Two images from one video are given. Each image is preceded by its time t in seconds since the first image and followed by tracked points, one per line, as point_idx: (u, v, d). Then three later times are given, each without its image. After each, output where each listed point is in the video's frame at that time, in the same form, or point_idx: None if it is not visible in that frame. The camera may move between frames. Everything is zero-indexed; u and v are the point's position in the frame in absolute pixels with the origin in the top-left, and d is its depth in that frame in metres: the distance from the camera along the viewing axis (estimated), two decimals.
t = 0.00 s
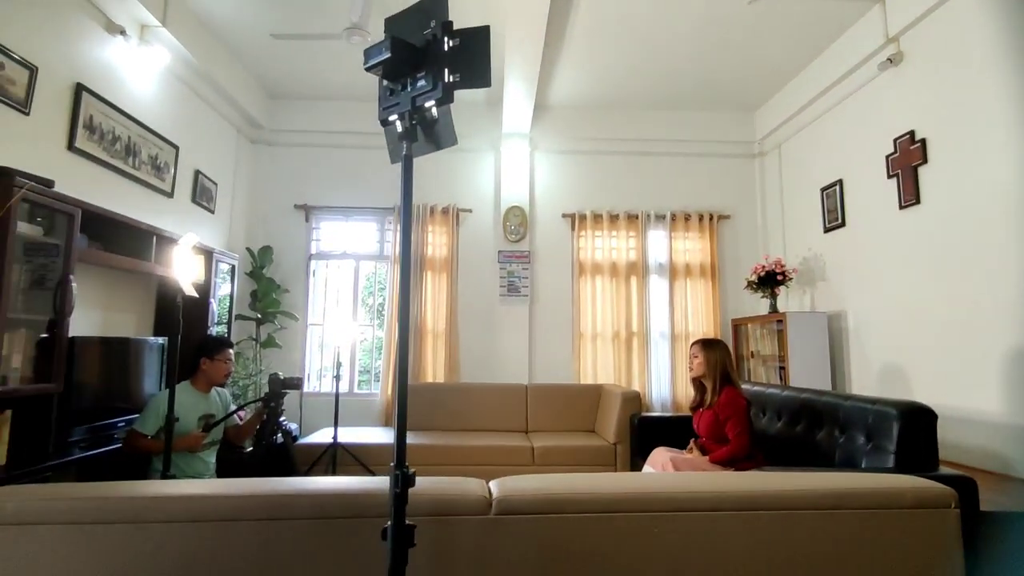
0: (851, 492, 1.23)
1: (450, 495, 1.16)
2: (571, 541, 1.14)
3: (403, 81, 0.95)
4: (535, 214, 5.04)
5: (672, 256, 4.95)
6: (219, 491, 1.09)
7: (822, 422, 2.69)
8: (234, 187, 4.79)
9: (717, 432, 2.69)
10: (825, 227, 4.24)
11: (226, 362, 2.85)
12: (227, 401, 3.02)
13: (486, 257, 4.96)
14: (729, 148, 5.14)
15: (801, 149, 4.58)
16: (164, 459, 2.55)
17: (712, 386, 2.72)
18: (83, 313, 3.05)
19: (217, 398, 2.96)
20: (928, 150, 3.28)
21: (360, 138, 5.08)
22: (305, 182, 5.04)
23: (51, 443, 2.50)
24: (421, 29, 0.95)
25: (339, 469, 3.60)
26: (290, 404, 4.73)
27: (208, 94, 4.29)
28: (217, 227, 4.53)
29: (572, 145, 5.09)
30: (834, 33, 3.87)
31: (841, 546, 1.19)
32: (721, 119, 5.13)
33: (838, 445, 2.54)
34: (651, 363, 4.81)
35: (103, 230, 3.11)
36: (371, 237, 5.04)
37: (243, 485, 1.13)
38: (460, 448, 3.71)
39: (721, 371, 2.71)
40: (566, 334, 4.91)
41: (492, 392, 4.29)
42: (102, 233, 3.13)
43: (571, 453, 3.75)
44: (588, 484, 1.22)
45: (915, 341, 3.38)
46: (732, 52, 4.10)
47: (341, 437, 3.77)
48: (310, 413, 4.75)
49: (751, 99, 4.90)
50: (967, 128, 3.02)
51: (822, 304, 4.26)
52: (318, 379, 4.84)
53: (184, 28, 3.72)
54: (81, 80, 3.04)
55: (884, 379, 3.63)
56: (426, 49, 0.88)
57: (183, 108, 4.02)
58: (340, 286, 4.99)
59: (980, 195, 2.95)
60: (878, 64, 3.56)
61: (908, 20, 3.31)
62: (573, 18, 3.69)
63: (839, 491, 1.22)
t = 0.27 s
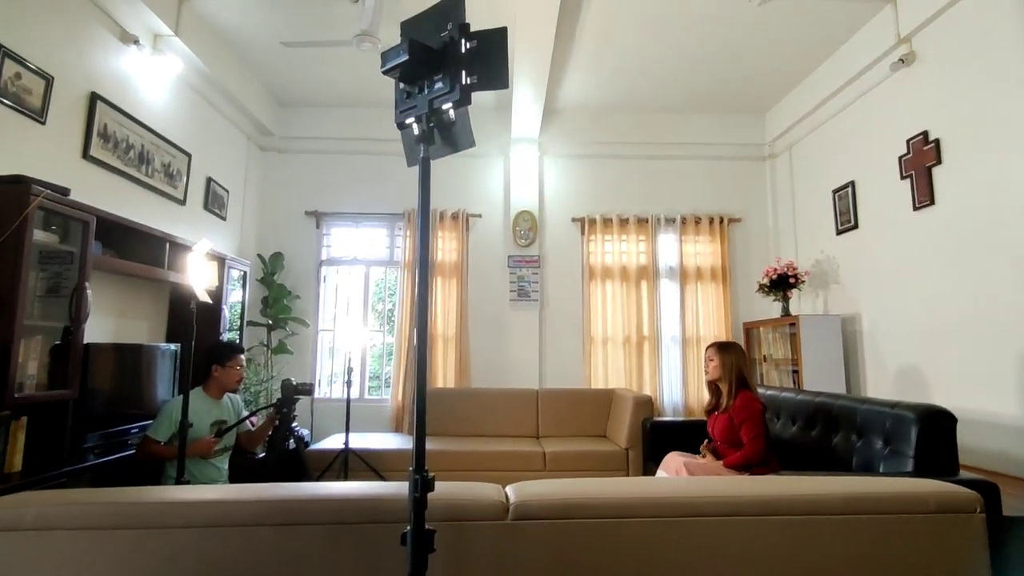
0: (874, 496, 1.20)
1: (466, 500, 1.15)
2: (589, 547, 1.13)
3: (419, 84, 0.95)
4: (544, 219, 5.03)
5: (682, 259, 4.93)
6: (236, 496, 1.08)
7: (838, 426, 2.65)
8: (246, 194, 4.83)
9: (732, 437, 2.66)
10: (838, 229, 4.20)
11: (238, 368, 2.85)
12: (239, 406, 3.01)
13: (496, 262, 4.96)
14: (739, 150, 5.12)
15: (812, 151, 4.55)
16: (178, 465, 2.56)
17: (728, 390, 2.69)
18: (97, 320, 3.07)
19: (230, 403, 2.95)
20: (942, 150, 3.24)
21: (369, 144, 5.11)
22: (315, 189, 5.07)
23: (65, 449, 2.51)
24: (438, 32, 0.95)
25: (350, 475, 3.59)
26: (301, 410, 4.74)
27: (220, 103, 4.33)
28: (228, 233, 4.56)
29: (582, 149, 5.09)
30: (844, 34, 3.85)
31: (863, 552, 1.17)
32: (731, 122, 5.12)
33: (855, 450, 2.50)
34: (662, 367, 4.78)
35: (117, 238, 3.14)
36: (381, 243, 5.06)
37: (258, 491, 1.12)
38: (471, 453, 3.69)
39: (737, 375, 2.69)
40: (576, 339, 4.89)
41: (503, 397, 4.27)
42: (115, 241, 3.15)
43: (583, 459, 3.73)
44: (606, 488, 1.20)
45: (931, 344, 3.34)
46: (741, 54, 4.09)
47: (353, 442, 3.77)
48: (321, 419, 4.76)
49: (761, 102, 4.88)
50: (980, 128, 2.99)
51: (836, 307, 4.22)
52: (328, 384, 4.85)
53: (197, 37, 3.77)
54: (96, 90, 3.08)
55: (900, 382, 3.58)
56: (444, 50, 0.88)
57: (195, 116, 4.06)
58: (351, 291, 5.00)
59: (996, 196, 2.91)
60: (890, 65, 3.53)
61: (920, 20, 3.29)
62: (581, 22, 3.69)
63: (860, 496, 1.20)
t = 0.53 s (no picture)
0: (891, 502, 1.19)
1: (478, 506, 1.14)
2: (601, 553, 1.11)
3: (431, 88, 0.95)
4: (550, 225, 5.03)
5: (689, 265, 4.92)
6: (245, 503, 1.08)
7: (849, 431, 2.63)
8: (253, 202, 4.86)
9: (744, 442, 2.64)
10: (846, 233, 4.18)
11: (245, 375, 2.84)
12: (246, 413, 3.01)
13: (502, 268, 4.96)
14: (745, 155, 5.11)
15: (818, 155, 4.54)
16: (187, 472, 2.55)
17: (742, 394, 2.68)
18: (106, 328, 3.09)
19: (237, 411, 2.95)
20: (950, 153, 3.22)
21: (375, 151, 5.14)
22: (322, 197, 5.09)
23: (74, 457, 2.52)
24: (449, 36, 0.95)
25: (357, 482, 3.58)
26: (307, 418, 4.74)
27: (227, 112, 4.36)
28: (236, 241, 4.58)
29: (587, 155, 5.09)
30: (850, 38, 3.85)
31: (879, 559, 1.15)
32: (736, 127, 5.11)
33: (867, 455, 2.48)
34: (670, 373, 4.76)
35: (126, 246, 3.16)
36: (387, 250, 5.08)
37: (267, 497, 1.12)
38: (478, 460, 3.68)
39: (752, 379, 2.67)
40: (583, 345, 4.87)
41: (510, 404, 4.26)
42: (124, 249, 3.17)
43: (591, 465, 3.70)
44: (618, 494, 1.19)
45: (942, 349, 3.30)
46: (746, 59, 4.09)
47: (360, 449, 3.76)
48: (327, 426, 4.75)
49: (766, 107, 4.88)
50: (988, 130, 2.97)
51: (844, 312, 4.19)
52: (335, 392, 4.85)
53: (205, 47, 3.81)
54: (106, 99, 3.11)
55: (911, 387, 3.54)
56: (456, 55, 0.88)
57: (203, 125, 4.09)
58: (357, 298, 5.00)
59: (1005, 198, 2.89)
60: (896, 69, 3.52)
61: (926, 23, 3.28)
62: (586, 28, 3.71)
63: (876, 501, 1.19)
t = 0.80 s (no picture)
0: (905, 509, 1.17)
1: (488, 515, 1.12)
2: (613, 562, 1.10)
3: (441, 94, 0.96)
4: (555, 232, 5.03)
5: (694, 272, 4.91)
6: (254, 512, 1.07)
7: (859, 439, 2.60)
8: (259, 210, 4.88)
9: (755, 449, 2.62)
10: (852, 240, 4.17)
11: (250, 384, 2.82)
12: (252, 421, 3.00)
13: (507, 276, 4.96)
14: (749, 162, 5.11)
15: (823, 162, 4.54)
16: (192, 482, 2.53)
17: (753, 401, 2.66)
18: (112, 337, 3.09)
19: (243, 419, 2.94)
20: (956, 159, 3.21)
21: (380, 160, 5.16)
22: (327, 205, 5.12)
23: (80, 467, 2.51)
24: (459, 43, 0.95)
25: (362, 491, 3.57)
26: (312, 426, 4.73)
27: (233, 121, 4.40)
28: (241, 250, 4.60)
29: (591, 163, 5.10)
30: (853, 46, 3.86)
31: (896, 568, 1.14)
32: (740, 134, 5.12)
33: (876, 463, 2.45)
34: (675, 380, 4.73)
35: (133, 255, 3.17)
36: (392, 258, 5.09)
37: (277, 505, 1.11)
38: (484, 468, 3.66)
39: (764, 386, 2.65)
40: (588, 353, 4.86)
41: (515, 412, 4.24)
42: (132, 258, 3.18)
43: (597, 474, 3.68)
44: (630, 502, 1.18)
45: (951, 355, 3.28)
46: (750, 66, 4.10)
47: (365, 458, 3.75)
48: (332, 435, 4.74)
49: (770, 114, 4.89)
50: (994, 136, 2.97)
51: (851, 318, 4.17)
52: (340, 400, 4.84)
53: (212, 57, 3.84)
54: (113, 109, 3.13)
55: (919, 394, 3.52)
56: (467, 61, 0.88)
57: (209, 134, 4.12)
58: (362, 307, 5.01)
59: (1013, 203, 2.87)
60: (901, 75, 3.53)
61: (930, 30, 3.29)
62: (590, 36, 3.73)
63: (892, 509, 1.17)
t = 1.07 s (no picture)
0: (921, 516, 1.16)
1: (500, 523, 1.11)
2: (627, 571, 1.09)
3: (455, 101, 0.96)
4: (559, 241, 5.04)
5: (699, 280, 4.90)
6: (264, 520, 1.06)
7: (868, 447, 2.58)
8: (264, 220, 4.90)
9: (764, 458, 2.60)
10: (857, 247, 4.16)
11: (255, 393, 2.81)
12: (257, 430, 2.97)
13: (511, 284, 4.96)
14: (753, 170, 5.12)
15: (827, 170, 4.54)
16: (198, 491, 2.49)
17: (763, 410, 2.64)
18: (119, 346, 3.10)
19: (248, 428, 2.91)
20: (962, 166, 3.21)
21: (385, 170, 5.18)
22: (332, 215, 5.13)
23: (86, 476, 2.51)
24: (473, 50, 0.95)
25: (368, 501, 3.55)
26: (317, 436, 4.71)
27: (240, 131, 4.43)
28: (247, 259, 4.61)
29: (595, 172, 5.12)
30: (856, 54, 3.87)
31: None
32: (744, 143, 5.14)
33: (887, 472, 2.43)
34: (681, 389, 4.71)
35: (141, 264, 3.18)
36: (396, 267, 5.09)
37: (287, 512, 1.10)
38: (489, 477, 3.64)
39: (774, 394, 2.63)
40: (593, 361, 4.84)
41: (521, 421, 4.22)
42: (140, 267, 3.19)
43: (604, 484, 3.65)
44: (642, 510, 1.17)
45: (959, 363, 3.26)
46: (753, 75, 4.12)
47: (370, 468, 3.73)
48: (336, 444, 4.72)
49: (773, 122, 4.90)
50: (1000, 142, 2.97)
51: (858, 326, 4.15)
52: (344, 410, 4.83)
53: (219, 68, 3.88)
54: (121, 119, 3.16)
55: (928, 402, 3.49)
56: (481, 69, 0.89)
57: (215, 144, 4.14)
58: (366, 316, 5.01)
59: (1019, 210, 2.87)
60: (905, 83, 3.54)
61: (934, 39, 3.31)
62: (594, 46, 3.75)
63: (906, 517, 1.16)
